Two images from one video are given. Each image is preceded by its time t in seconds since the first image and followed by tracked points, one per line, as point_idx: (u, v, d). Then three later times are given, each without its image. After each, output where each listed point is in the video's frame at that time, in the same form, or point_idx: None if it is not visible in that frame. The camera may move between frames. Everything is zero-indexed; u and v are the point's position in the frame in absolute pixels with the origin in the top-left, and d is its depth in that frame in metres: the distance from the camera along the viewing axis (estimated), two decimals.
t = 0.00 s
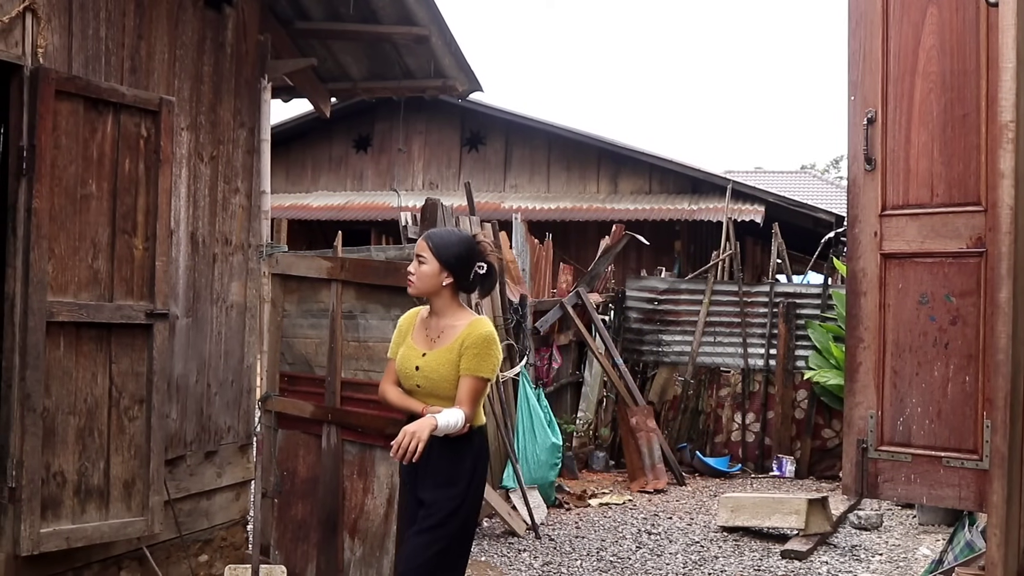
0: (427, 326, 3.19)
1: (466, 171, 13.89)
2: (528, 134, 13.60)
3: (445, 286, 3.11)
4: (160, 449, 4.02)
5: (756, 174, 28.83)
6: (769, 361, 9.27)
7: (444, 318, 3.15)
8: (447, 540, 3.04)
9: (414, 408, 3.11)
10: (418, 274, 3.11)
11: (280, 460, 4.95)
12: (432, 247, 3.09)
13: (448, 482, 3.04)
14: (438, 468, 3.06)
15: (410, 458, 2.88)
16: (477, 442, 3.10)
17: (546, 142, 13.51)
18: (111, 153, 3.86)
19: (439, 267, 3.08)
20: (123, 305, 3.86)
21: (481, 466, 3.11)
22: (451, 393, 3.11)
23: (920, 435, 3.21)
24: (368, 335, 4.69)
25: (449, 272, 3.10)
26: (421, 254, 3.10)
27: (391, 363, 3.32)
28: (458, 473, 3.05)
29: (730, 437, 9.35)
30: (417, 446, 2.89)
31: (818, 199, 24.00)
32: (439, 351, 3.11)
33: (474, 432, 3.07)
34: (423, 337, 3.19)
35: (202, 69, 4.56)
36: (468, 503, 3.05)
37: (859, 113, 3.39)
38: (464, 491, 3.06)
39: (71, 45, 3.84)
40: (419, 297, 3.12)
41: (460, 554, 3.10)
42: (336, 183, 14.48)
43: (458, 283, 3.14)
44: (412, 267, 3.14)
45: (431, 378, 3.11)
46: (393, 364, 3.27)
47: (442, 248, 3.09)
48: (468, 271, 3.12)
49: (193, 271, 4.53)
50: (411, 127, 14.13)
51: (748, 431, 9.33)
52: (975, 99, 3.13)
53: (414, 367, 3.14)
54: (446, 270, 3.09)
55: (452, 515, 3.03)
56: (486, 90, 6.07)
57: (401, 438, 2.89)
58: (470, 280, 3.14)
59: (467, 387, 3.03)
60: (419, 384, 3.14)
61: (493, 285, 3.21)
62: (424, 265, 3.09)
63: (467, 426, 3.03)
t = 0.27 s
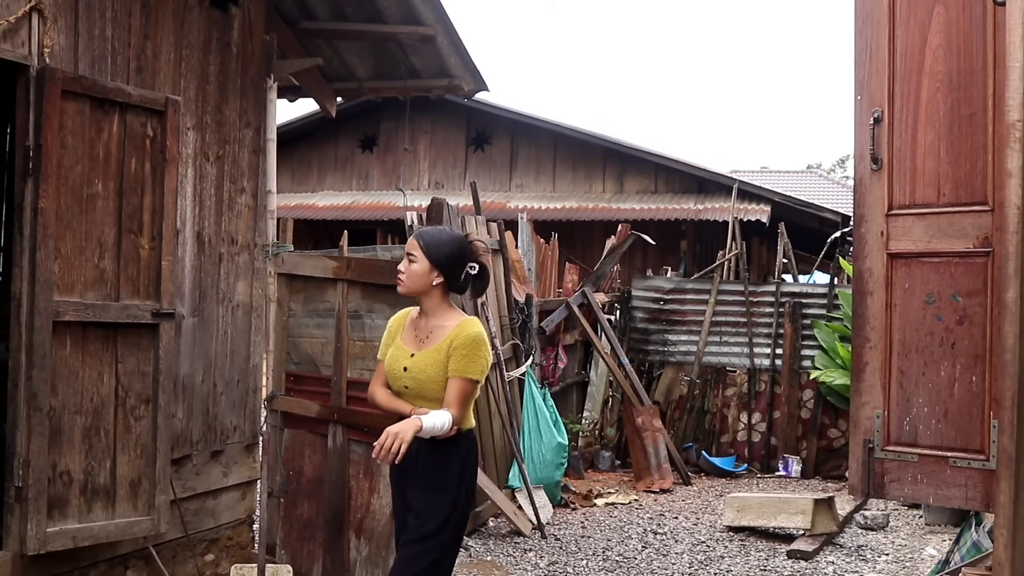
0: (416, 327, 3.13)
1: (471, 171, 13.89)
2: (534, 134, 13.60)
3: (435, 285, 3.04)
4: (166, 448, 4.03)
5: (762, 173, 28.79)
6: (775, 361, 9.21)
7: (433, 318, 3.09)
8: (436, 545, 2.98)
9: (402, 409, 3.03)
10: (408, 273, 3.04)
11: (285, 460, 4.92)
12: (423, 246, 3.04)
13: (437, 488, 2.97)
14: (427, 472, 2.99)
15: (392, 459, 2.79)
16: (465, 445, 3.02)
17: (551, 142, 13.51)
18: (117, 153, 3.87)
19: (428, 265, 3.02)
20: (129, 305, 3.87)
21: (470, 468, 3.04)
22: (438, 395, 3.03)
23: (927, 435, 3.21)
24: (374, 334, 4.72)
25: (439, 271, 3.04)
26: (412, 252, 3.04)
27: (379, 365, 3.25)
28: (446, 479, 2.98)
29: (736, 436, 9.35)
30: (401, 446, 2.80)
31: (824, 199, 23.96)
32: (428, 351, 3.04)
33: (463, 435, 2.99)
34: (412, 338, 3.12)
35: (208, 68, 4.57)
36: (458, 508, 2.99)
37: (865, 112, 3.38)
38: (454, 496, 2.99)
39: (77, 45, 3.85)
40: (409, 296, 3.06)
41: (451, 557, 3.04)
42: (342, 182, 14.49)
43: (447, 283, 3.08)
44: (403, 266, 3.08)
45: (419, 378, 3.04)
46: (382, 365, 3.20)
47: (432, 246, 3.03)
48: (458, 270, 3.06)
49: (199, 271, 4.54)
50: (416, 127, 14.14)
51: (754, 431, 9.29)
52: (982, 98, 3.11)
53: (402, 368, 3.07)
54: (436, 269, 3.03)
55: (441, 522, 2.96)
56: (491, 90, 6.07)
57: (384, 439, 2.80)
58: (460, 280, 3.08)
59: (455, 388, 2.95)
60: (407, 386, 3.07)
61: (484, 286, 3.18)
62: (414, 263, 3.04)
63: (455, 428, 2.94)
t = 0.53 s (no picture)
0: (405, 330, 3.03)
1: (478, 171, 13.90)
2: (541, 133, 13.60)
3: (424, 287, 2.95)
4: (173, 447, 4.04)
5: (770, 173, 28.73)
6: (781, 361, 9.23)
7: (421, 322, 2.99)
8: (422, 555, 2.89)
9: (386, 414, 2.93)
10: (397, 274, 2.95)
11: (292, 460, 4.95)
12: (414, 246, 2.94)
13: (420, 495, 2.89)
14: (409, 478, 2.90)
15: (367, 463, 2.70)
16: (447, 451, 2.93)
17: (558, 142, 13.51)
18: (125, 153, 3.88)
19: (418, 267, 2.93)
20: (136, 304, 3.88)
21: (453, 473, 2.95)
22: (424, 401, 2.94)
23: (934, 435, 3.20)
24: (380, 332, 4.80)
25: (428, 273, 2.95)
26: (402, 253, 2.94)
27: (366, 369, 3.15)
28: (430, 484, 2.89)
29: (743, 436, 9.32)
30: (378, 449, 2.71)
31: (832, 199, 23.92)
32: (415, 355, 2.95)
33: (446, 441, 2.91)
34: (400, 341, 3.02)
35: (215, 68, 4.58)
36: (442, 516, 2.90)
37: (872, 111, 3.37)
38: (439, 501, 2.90)
39: (85, 45, 3.86)
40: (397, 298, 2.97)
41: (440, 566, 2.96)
42: (349, 182, 14.50)
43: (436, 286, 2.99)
44: (392, 266, 2.99)
45: (405, 383, 2.94)
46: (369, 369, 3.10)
47: (422, 246, 2.93)
48: (449, 272, 2.97)
49: (206, 270, 4.54)
50: (423, 126, 14.15)
51: (760, 431, 9.29)
52: (990, 97, 3.11)
53: (388, 372, 2.98)
54: (426, 271, 2.93)
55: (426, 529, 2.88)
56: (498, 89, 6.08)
57: (361, 441, 2.71)
58: (450, 283, 2.98)
59: (441, 394, 2.86)
60: (392, 390, 2.97)
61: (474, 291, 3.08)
62: (404, 264, 2.94)
63: (439, 435, 2.85)
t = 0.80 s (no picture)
0: (390, 326, 2.94)
1: (484, 170, 13.90)
2: (546, 133, 13.60)
3: (412, 284, 2.86)
4: (178, 447, 4.05)
5: (775, 172, 28.69)
6: (787, 361, 9.18)
7: (408, 319, 2.90)
8: (408, 555, 2.81)
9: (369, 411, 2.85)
10: (385, 269, 2.85)
11: (297, 459, 4.83)
12: (403, 241, 2.84)
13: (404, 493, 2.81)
14: (391, 476, 2.83)
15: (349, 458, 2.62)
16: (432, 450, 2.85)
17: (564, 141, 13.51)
18: (130, 153, 3.89)
19: (406, 262, 2.83)
20: (142, 304, 3.89)
21: (438, 473, 2.87)
22: (409, 398, 2.85)
23: (940, 435, 3.19)
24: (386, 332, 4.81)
25: (417, 269, 2.85)
26: (392, 248, 2.85)
27: (349, 365, 3.06)
28: (413, 482, 2.81)
29: (749, 436, 9.32)
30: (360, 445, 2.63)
31: (838, 199, 23.90)
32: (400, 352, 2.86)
33: (430, 441, 2.83)
34: (385, 338, 2.93)
35: (221, 68, 4.58)
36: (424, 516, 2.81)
37: (878, 111, 3.35)
38: (420, 501, 2.81)
39: (90, 45, 3.87)
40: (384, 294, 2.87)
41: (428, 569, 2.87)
42: (354, 182, 14.51)
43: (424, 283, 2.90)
44: (379, 261, 2.89)
45: (390, 380, 2.85)
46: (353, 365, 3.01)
47: (411, 241, 2.83)
48: (438, 268, 2.88)
49: (211, 270, 4.55)
50: (429, 126, 14.15)
51: (766, 430, 9.27)
52: (996, 96, 3.10)
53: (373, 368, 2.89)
54: (415, 267, 2.84)
55: (411, 528, 2.80)
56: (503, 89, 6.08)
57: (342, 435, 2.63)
58: (438, 281, 2.89)
59: (427, 392, 2.77)
60: (376, 387, 2.88)
61: (462, 290, 2.97)
62: (393, 259, 2.85)
63: (422, 434, 2.78)
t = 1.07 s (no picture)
0: (379, 323, 2.85)
1: (489, 170, 13.90)
2: (551, 132, 13.60)
3: (407, 279, 2.78)
4: (183, 447, 4.06)
5: (781, 172, 28.67)
6: (793, 361, 9.20)
7: (397, 315, 2.82)
8: (408, 555, 2.72)
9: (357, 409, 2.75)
10: (380, 264, 2.77)
11: (303, 459, 4.91)
12: (399, 234, 2.77)
13: (397, 493, 2.72)
14: (382, 475, 2.74)
15: (337, 451, 2.56)
16: (423, 448, 2.78)
17: (569, 141, 13.51)
18: (135, 152, 3.90)
19: (404, 257, 2.76)
20: (148, 304, 3.90)
21: (429, 472, 2.79)
22: (399, 397, 2.76)
23: (946, 435, 3.18)
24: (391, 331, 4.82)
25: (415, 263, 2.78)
26: (388, 241, 2.76)
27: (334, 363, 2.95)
28: (407, 479, 2.73)
29: (754, 436, 9.29)
30: (349, 439, 2.57)
31: (843, 198, 23.88)
32: (390, 349, 2.77)
33: (422, 439, 2.76)
34: (374, 335, 2.84)
35: (226, 68, 4.59)
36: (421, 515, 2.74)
37: (884, 110, 3.36)
38: (414, 500, 2.74)
39: (96, 45, 3.88)
40: (378, 289, 2.78)
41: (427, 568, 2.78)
42: (359, 182, 14.52)
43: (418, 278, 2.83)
44: (371, 255, 2.79)
45: (379, 378, 2.75)
46: (339, 363, 2.91)
47: (408, 235, 2.77)
48: (433, 262, 2.81)
49: (217, 270, 4.56)
50: (434, 126, 14.16)
51: (772, 430, 9.25)
52: (1002, 96, 3.08)
53: (362, 366, 2.79)
54: (411, 261, 2.77)
55: (409, 527, 2.72)
56: (508, 89, 6.08)
57: (331, 428, 2.57)
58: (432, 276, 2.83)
59: (418, 389, 2.69)
60: (365, 386, 2.78)
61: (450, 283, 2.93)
62: (389, 253, 2.76)
63: (414, 432, 2.70)
